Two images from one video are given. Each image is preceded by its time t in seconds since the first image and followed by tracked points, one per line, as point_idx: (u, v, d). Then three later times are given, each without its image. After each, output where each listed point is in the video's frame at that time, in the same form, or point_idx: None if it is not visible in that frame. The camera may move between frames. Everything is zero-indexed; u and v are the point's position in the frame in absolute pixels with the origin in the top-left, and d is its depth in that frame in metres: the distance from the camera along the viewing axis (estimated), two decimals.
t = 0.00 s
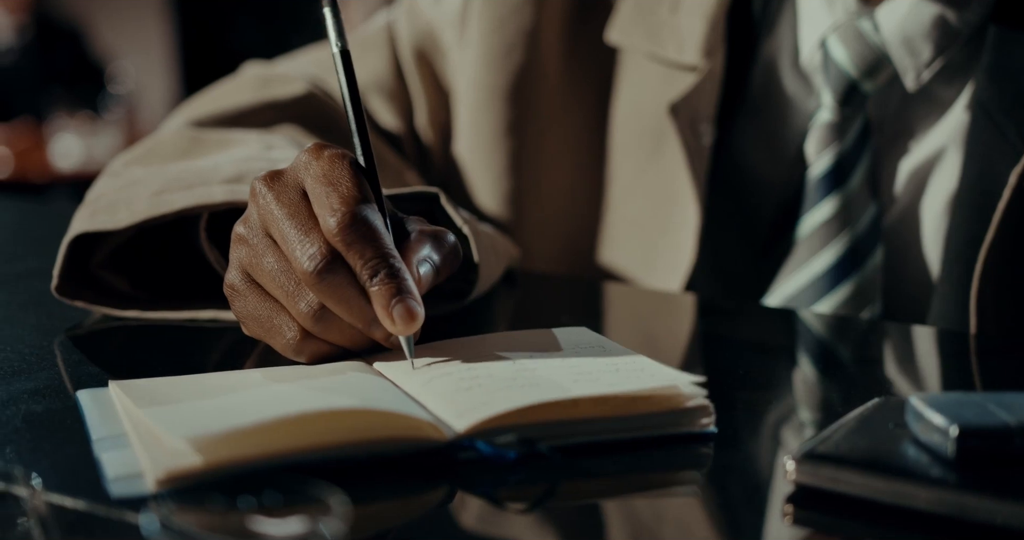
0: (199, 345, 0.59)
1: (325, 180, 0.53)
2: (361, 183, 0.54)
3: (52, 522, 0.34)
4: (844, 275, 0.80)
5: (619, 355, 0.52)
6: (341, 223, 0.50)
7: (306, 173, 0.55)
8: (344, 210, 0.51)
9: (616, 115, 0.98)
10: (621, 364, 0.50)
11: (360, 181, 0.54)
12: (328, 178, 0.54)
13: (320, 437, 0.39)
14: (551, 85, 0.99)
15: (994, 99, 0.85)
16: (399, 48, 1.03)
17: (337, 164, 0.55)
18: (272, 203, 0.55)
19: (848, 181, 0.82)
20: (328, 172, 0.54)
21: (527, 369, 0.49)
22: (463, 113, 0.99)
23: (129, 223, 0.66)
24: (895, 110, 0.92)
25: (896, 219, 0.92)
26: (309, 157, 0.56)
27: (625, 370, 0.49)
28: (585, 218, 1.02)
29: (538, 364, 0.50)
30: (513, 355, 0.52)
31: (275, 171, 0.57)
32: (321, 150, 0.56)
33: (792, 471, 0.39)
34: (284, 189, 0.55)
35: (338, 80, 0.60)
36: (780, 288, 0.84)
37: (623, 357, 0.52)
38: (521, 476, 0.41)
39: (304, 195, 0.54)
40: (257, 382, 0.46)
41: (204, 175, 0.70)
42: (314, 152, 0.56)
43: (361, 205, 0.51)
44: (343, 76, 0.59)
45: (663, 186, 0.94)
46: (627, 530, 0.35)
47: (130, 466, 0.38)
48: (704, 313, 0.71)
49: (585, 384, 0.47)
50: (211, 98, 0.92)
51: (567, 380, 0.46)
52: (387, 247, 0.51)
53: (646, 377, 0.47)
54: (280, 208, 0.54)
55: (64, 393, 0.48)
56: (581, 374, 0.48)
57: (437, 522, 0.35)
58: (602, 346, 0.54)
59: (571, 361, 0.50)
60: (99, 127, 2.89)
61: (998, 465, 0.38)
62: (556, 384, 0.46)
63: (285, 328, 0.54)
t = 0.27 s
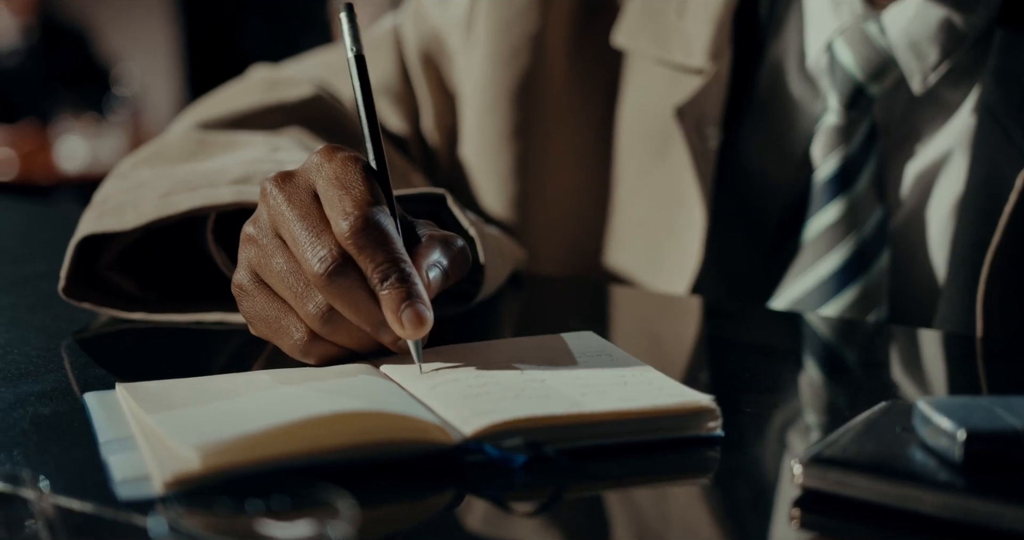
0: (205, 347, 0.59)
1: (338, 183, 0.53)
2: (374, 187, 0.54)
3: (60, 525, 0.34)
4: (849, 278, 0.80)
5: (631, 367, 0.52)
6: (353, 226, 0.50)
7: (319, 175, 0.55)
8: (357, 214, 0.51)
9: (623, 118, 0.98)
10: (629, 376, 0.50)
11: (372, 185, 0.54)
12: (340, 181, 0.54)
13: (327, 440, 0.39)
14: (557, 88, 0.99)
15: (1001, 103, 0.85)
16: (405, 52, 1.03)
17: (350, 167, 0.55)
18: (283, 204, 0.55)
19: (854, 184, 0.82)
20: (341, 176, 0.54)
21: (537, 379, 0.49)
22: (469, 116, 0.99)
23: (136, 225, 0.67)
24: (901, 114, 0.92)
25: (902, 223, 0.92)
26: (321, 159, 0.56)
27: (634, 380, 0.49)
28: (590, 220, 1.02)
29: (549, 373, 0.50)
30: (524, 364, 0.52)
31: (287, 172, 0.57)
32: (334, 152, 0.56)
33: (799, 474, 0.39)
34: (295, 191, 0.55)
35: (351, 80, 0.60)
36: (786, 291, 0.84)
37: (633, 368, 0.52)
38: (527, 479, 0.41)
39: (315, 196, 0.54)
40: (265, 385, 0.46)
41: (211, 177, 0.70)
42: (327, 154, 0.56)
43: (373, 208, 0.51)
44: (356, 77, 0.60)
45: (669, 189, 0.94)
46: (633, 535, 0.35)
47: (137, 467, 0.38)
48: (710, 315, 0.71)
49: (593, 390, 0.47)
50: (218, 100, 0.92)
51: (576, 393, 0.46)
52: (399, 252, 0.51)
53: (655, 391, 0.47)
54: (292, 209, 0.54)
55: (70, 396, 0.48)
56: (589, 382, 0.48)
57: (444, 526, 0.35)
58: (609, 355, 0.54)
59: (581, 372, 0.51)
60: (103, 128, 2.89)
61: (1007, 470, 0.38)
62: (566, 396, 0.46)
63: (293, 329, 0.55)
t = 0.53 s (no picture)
0: (210, 353, 0.59)
1: (337, 190, 0.53)
2: (373, 192, 0.54)
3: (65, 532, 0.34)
4: (854, 284, 0.80)
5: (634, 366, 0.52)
6: (352, 232, 0.50)
7: (319, 182, 0.55)
8: (356, 220, 0.51)
9: (627, 124, 0.98)
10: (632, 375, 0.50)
11: (371, 190, 0.54)
12: (340, 187, 0.54)
13: (331, 446, 0.39)
14: (561, 93, 0.99)
15: (1007, 110, 0.84)
16: (409, 57, 1.04)
17: (349, 173, 0.55)
18: (283, 211, 0.55)
19: (858, 191, 0.82)
20: (340, 182, 0.54)
21: (539, 380, 0.49)
22: (473, 121, 0.99)
23: (141, 230, 0.67)
24: (906, 121, 0.91)
25: (906, 229, 0.92)
26: (321, 165, 0.56)
27: (637, 380, 0.49)
28: (593, 225, 1.02)
29: (552, 375, 0.50)
30: (527, 366, 0.52)
31: (288, 179, 0.57)
32: (333, 158, 0.56)
33: (803, 481, 0.39)
34: (295, 198, 0.55)
35: (352, 86, 0.60)
36: (790, 298, 0.84)
37: (635, 368, 0.52)
38: (531, 485, 0.40)
39: (316, 203, 0.54)
40: (268, 391, 0.46)
41: (215, 183, 0.70)
42: (327, 160, 0.56)
43: (372, 214, 0.51)
44: (357, 83, 0.60)
45: (673, 195, 0.94)
46: None
47: (141, 473, 0.38)
48: (714, 321, 0.71)
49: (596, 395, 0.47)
50: (222, 105, 0.92)
51: (579, 393, 0.46)
52: (398, 257, 0.51)
53: (658, 388, 0.47)
54: (292, 217, 0.54)
55: (75, 402, 0.48)
56: (592, 384, 0.48)
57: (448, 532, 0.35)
58: (613, 356, 0.54)
59: (583, 373, 0.50)
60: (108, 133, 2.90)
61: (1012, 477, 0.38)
62: (568, 396, 0.46)
63: (295, 336, 0.55)
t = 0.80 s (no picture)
0: (210, 357, 0.59)
1: (337, 197, 0.54)
2: (373, 200, 0.54)
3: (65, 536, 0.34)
4: (854, 289, 0.80)
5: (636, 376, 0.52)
6: (352, 240, 0.50)
7: (319, 189, 0.55)
8: (356, 228, 0.51)
9: (628, 129, 0.98)
10: (633, 385, 0.50)
11: (371, 197, 0.54)
12: (340, 194, 0.54)
13: (332, 452, 0.39)
14: (561, 97, 0.99)
15: (1006, 114, 0.85)
16: (410, 62, 1.04)
17: (350, 181, 0.55)
18: (283, 217, 0.55)
19: (858, 196, 0.82)
20: (341, 189, 0.54)
21: (541, 390, 0.49)
22: (473, 126, 0.99)
23: (143, 235, 0.67)
24: (906, 126, 0.92)
25: (906, 234, 0.92)
26: (322, 172, 0.56)
27: (638, 391, 0.49)
28: (593, 230, 1.02)
29: (554, 384, 0.50)
30: (529, 375, 0.52)
31: (289, 185, 0.57)
32: (334, 164, 0.57)
33: (803, 486, 0.39)
34: (296, 204, 0.55)
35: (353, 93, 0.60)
36: (791, 302, 0.84)
37: (636, 378, 0.52)
38: (532, 490, 0.40)
39: (316, 209, 0.55)
40: (269, 396, 0.46)
41: (217, 187, 0.71)
42: (328, 167, 0.56)
43: (372, 222, 0.51)
44: (358, 89, 0.60)
45: (674, 200, 0.94)
46: None
47: (142, 478, 0.38)
48: (714, 325, 0.71)
49: (597, 402, 0.47)
50: (223, 110, 0.93)
51: (580, 405, 0.46)
52: (397, 266, 0.51)
53: (661, 402, 0.47)
54: (292, 223, 0.54)
55: (76, 406, 0.48)
56: (594, 393, 0.48)
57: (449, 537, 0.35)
58: (613, 364, 0.54)
59: (586, 383, 0.50)
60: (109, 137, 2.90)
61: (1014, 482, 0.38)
62: (570, 409, 0.46)
63: (295, 342, 0.55)
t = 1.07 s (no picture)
0: (209, 360, 0.59)
1: (340, 200, 0.54)
2: (376, 204, 0.54)
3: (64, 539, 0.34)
4: (852, 291, 0.80)
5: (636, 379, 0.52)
6: (355, 244, 0.50)
7: (322, 192, 0.55)
8: (359, 232, 0.51)
9: (627, 132, 0.98)
10: (632, 388, 0.50)
11: (374, 201, 0.54)
12: (343, 197, 0.54)
13: (331, 454, 0.39)
14: (560, 100, 0.99)
15: (1005, 116, 0.85)
16: (409, 64, 1.04)
17: (352, 184, 0.55)
18: (285, 220, 0.55)
19: (856, 198, 0.82)
20: (343, 192, 0.54)
21: (540, 393, 0.49)
22: (473, 129, 0.99)
23: (143, 237, 0.67)
24: (905, 128, 0.91)
25: (905, 236, 0.93)
26: (324, 175, 0.56)
27: (637, 393, 0.49)
28: (593, 232, 1.02)
29: (553, 387, 0.50)
30: (530, 379, 0.52)
31: (291, 188, 0.57)
32: (337, 167, 0.57)
33: (801, 488, 0.39)
34: (298, 207, 0.55)
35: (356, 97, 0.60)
36: (789, 305, 0.84)
37: (633, 379, 0.52)
38: (531, 492, 0.40)
39: (318, 213, 0.55)
40: (269, 398, 0.46)
41: (216, 190, 0.71)
42: (330, 170, 0.56)
43: (375, 225, 0.52)
44: (361, 92, 0.60)
45: (673, 202, 0.94)
46: None
47: (141, 480, 0.38)
48: (712, 327, 0.71)
49: (596, 405, 0.47)
50: (223, 113, 0.93)
51: (580, 408, 0.46)
52: (400, 270, 0.51)
53: (661, 403, 0.47)
54: (294, 227, 0.54)
55: (75, 409, 0.48)
56: (593, 396, 0.49)
57: None
58: (612, 367, 0.54)
59: (585, 385, 0.51)
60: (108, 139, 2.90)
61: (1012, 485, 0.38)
62: (569, 412, 0.46)
63: (295, 345, 0.55)
